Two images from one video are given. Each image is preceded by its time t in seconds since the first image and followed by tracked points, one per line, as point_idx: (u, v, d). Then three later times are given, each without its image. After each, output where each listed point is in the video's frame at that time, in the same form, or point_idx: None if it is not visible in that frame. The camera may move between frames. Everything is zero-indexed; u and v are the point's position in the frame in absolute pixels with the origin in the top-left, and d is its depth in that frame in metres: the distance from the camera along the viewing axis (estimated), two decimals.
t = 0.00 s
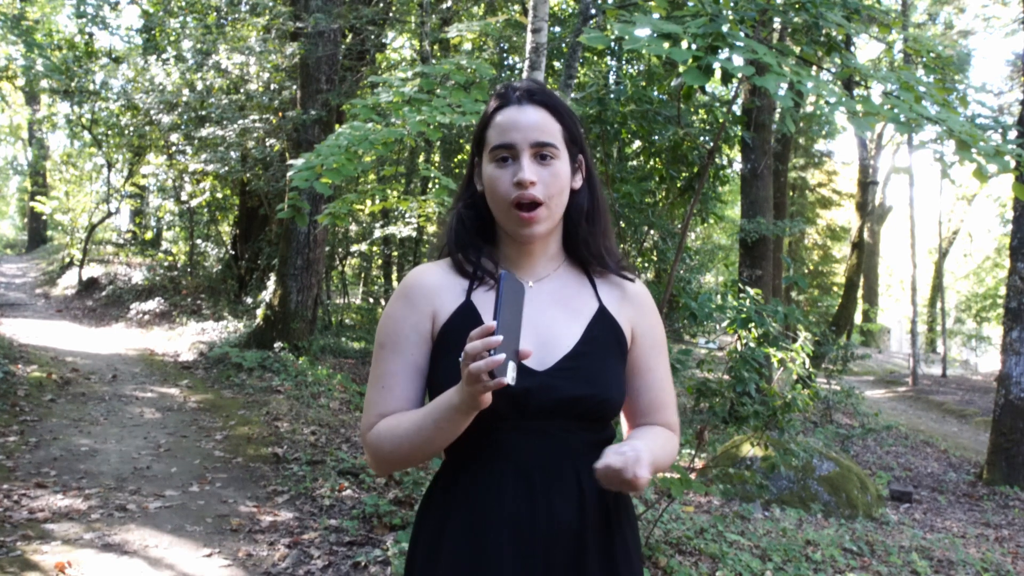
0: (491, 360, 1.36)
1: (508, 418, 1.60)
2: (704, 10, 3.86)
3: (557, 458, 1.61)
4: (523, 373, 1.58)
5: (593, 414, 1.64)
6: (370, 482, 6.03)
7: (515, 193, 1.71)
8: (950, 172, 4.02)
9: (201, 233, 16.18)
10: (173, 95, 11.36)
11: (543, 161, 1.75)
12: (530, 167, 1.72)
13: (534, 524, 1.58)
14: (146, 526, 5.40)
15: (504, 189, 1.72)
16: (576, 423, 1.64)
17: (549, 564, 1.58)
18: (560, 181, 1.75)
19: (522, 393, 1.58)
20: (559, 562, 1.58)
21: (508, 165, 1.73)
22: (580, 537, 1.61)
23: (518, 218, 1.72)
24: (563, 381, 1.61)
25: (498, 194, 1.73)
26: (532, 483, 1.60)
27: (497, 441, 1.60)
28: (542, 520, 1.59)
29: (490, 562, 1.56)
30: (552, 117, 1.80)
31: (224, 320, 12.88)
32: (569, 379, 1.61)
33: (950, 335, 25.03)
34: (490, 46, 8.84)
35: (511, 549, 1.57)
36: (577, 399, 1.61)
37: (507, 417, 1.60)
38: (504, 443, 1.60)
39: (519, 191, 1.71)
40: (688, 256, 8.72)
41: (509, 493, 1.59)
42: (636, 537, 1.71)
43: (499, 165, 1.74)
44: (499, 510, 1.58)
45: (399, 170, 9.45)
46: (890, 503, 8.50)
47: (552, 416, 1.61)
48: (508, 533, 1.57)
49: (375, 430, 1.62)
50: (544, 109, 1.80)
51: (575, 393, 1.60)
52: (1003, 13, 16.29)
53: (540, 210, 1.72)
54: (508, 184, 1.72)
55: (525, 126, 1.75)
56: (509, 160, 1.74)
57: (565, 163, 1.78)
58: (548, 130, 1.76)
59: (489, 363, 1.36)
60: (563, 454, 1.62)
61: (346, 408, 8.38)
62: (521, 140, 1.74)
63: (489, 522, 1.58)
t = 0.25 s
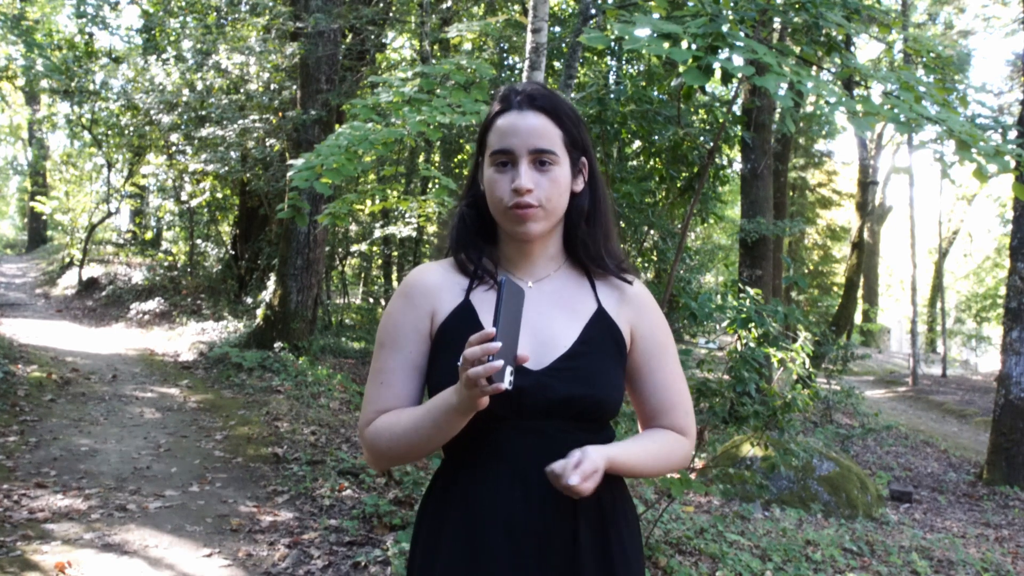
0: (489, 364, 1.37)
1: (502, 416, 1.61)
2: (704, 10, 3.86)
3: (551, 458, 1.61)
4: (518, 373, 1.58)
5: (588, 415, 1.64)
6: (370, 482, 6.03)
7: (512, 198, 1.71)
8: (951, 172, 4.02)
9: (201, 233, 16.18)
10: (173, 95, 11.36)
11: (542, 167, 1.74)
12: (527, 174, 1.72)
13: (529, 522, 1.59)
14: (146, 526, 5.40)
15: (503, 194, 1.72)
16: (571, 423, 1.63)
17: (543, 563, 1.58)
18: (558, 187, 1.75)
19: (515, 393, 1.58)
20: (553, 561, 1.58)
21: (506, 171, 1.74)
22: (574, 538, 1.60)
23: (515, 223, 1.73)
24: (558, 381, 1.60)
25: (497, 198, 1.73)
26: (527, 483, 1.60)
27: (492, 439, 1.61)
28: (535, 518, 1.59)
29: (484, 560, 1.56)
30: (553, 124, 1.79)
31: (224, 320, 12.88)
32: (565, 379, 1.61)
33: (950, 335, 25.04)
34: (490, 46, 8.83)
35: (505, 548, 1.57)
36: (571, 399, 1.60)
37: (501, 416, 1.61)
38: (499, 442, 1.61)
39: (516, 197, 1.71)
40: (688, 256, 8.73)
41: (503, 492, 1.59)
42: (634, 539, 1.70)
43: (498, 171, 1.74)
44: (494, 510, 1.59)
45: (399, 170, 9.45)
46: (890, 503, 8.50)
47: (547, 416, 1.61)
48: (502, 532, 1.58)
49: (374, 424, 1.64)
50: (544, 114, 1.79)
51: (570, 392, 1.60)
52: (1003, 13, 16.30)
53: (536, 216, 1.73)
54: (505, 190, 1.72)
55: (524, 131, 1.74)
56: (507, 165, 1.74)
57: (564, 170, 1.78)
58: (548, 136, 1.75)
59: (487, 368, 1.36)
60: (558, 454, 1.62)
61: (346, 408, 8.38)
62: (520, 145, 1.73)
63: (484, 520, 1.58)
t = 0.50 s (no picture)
0: (475, 341, 1.38)
1: (497, 414, 1.62)
2: (704, 10, 3.86)
3: (545, 456, 1.61)
4: (513, 369, 1.59)
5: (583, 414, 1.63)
6: (370, 482, 6.03)
7: (511, 198, 1.71)
8: (951, 172, 4.02)
9: (201, 233, 16.18)
10: (173, 95, 11.36)
11: (540, 166, 1.73)
12: (525, 174, 1.71)
13: (520, 519, 1.59)
14: (147, 526, 5.40)
15: (501, 194, 1.72)
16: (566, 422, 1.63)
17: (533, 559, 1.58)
18: (557, 187, 1.74)
19: (508, 389, 1.59)
20: (542, 557, 1.58)
21: (505, 170, 1.74)
22: (563, 535, 1.59)
23: (513, 223, 1.73)
24: (552, 378, 1.59)
25: (496, 198, 1.73)
26: (517, 479, 1.60)
27: (487, 436, 1.62)
28: (526, 516, 1.59)
29: (476, 553, 1.58)
30: (553, 124, 1.77)
31: (224, 320, 12.88)
32: (559, 377, 1.60)
33: (950, 335, 25.04)
34: (490, 46, 8.83)
35: (494, 542, 1.58)
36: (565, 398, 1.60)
37: (496, 413, 1.62)
38: (493, 438, 1.62)
39: (514, 197, 1.71)
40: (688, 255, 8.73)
41: (497, 488, 1.60)
42: (631, 538, 1.67)
43: (497, 171, 1.74)
44: (484, 504, 1.60)
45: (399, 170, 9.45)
46: (890, 503, 8.50)
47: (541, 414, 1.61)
48: (494, 527, 1.59)
49: (375, 416, 1.65)
50: (544, 114, 1.77)
51: (564, 390, 1.60)
52: (1003, 13, 16.29)
53: (535, 216, 1.72)
54: (504, 190, 1.72)
55: (523, 131, 1.73)
56: (506, 165, 1.74)
57: (565, 170, 1.76)
58: (547, 136, 1.74)
59: (473, 345, 1.38)
60: (552, 452, 1.61)
61: (346, 408, 8.38)
62: (518, 145, 1.73)
63: (477, 515, 1.60)
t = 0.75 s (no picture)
0: (470, 332, 1.40)
1: (497, 408, 1.63)
2: (704, 10, 3.86)
3: (545, 450, 1.62)
4: (511, 363, 1.60)
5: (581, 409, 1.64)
6: (370, 482, 6.04)
7: (508, 191, 1.70)
8: (950, 172, 4.02)
9: (201, 233, 16.18)
10: (173, 96, 11.36)
11: (538, 160, 1.73)
12: (523, 167, 1.71)
13: (518, 513, 1.60)
14: (146, 526, 5.40)
15: (499, 188, 1.72)
16: (566, 417, 1.63)
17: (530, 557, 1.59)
18: (555, 181, 1.73)
19: (507, 383, 1.60)
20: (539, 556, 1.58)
21: (504, 164, 1.74)
22: (561, 533, 1.59)
23: (510, 216, 1.73)
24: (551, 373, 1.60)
25: (494, 191, 1.73)
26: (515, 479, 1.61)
27: (487, 430, 1.63)
28: (524, 510, 1.60)
29: (473, 544, 1.60)
30: (553, 120, 1.77)
31: (224, 320, 12.88)
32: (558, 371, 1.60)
33: (950, 335, 25.04)
34: (490, 47, 8.83)
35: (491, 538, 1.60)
36: (564, 391, 1.61)
37: (496, 408, 1.63)
38: (493, 432, 1.63)
39: (511, 190, 1.70)
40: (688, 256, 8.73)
41: (495, 481, 1.61)
42: (631, 540, 1.66)
43: (497, 165, 1.75)
44: (484, 500, 1.61)
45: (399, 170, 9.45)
46: (890, 503, 8.50)
47: (540, 409, 1.62)
48: (492, 520, 1.60)
49: (379, 409, 1.66)
50: (544, 111, 1.77)
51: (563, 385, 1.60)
52: (1003, 13, 16.29)
53: (533, 210, 1.71)
54: (502, 181, 1.71)
55: (522, 125, 1.74)
56: (505, 159, 1.74)
57: (563, 164, 1.75)
58: (546, 130, 1.74)
59: (468, 335, 1.39)
60: (552, 447, 1.62)
61: (346, 408, 8.37)
62: (516, 139, 1.73)
63: (475, 507, 1.61)
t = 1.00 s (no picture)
0: (467, 326, 1.41)
1: (491, 406, 1.63)
2: (704, 10, 3.86)
3: (537, 448, 1.62)
4: (505, 361, 1.60)
5: (574, 408, 1.63)
6: (370, 482, 6.04)
7: (504, 192, 1.71)
8: (950, 172, 4.02)
9: (201, 233, 16.18)
10: (173, 96, 11.36)
11: (535, 161, 1.73)
12: (519, 167, 1.71)
13: (509, 510, 1.61)
14: (146, 526, 5.40)
15: (496, 188, 1.72)
16: (559, 417, 1.63)
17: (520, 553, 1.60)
18: (551, 182, 1.73)
19: (501, 380, 1.61)
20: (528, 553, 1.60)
21: (500, 165, 1.74)
22: (550, 531, 1.60)
23: (505, 217, 1.73)
24: (544, 371, 1.59)
25: (491, 191, 1.74)
26: (505, 475, 1.62)
27: (481, 428, 1.64)
28: (516, 507, 1.61)
29: (464, 541, 1.61)
30: (552, 121, 1.76)
31: (224, 320, 12.88)
32: (551, 370, 1.60)
33: (950, 335, 25.05)
34: (490, 46, 8.83)
35: (481, 535, 1.60)
36: (556, 390, 1.60)
37: (490, 406, 1.63)
38: (487, 430, 1.64)
39: (507, 192, 1.71)
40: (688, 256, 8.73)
41: (488, 478, 1.62)
42: (624, 537, 1.66)
43: (494, 164, 1.75)
44: (476, 498, 1.62)
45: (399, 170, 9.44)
46: (890, 503, 8.49)
47: (534, 408, 1.61)
48: (483, 517, 1.61)
49: (375, 405, 1.66)
50: (542, 112, 1.77)
51: (555, 384, 1.60)
52: (1003, 13, 16.29)
53: (528, 211, 1.72)
54: (499, 182, 1.72)
55: (520, 126, 1.74)
56: (502, 159, 1.75)
57: (560, 165, 1.75)
58: (544, 131, 1.74)
59: (465, 329, 1.40)
60: (544, 445, 1.62)
61: (346, 408, 8.38)
62: (513, 140, 1.73)
63: (467, 503, 1.62)
